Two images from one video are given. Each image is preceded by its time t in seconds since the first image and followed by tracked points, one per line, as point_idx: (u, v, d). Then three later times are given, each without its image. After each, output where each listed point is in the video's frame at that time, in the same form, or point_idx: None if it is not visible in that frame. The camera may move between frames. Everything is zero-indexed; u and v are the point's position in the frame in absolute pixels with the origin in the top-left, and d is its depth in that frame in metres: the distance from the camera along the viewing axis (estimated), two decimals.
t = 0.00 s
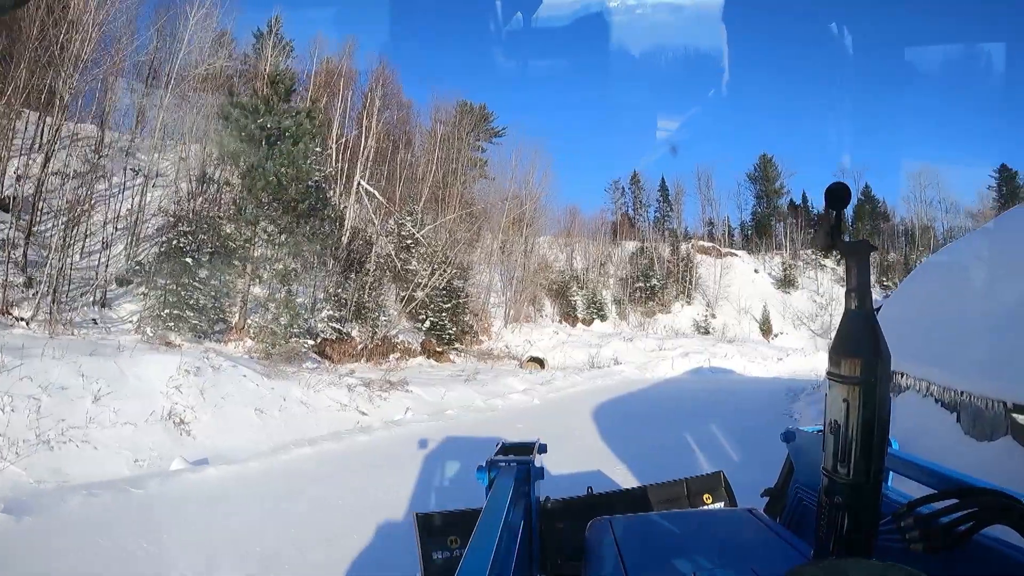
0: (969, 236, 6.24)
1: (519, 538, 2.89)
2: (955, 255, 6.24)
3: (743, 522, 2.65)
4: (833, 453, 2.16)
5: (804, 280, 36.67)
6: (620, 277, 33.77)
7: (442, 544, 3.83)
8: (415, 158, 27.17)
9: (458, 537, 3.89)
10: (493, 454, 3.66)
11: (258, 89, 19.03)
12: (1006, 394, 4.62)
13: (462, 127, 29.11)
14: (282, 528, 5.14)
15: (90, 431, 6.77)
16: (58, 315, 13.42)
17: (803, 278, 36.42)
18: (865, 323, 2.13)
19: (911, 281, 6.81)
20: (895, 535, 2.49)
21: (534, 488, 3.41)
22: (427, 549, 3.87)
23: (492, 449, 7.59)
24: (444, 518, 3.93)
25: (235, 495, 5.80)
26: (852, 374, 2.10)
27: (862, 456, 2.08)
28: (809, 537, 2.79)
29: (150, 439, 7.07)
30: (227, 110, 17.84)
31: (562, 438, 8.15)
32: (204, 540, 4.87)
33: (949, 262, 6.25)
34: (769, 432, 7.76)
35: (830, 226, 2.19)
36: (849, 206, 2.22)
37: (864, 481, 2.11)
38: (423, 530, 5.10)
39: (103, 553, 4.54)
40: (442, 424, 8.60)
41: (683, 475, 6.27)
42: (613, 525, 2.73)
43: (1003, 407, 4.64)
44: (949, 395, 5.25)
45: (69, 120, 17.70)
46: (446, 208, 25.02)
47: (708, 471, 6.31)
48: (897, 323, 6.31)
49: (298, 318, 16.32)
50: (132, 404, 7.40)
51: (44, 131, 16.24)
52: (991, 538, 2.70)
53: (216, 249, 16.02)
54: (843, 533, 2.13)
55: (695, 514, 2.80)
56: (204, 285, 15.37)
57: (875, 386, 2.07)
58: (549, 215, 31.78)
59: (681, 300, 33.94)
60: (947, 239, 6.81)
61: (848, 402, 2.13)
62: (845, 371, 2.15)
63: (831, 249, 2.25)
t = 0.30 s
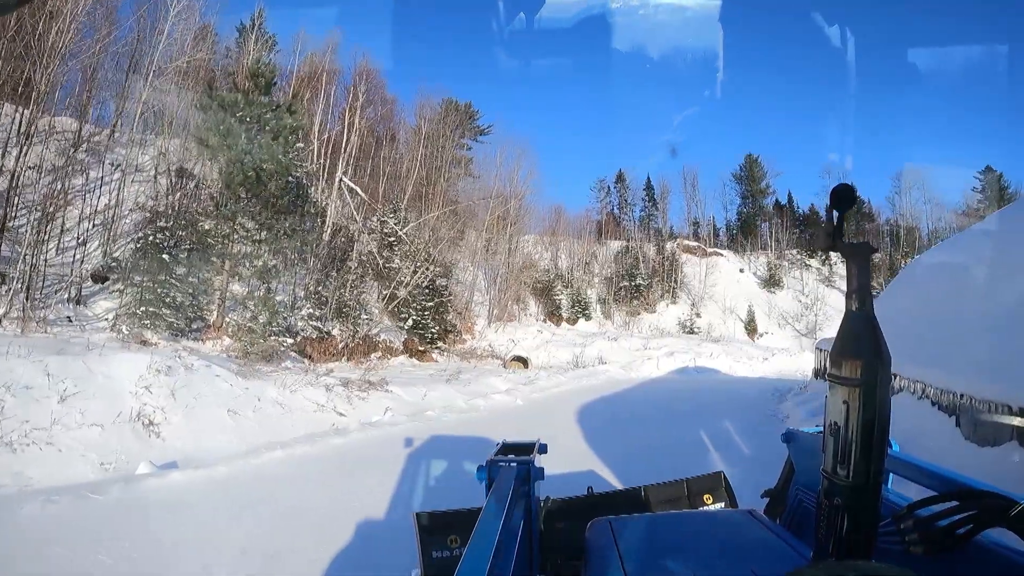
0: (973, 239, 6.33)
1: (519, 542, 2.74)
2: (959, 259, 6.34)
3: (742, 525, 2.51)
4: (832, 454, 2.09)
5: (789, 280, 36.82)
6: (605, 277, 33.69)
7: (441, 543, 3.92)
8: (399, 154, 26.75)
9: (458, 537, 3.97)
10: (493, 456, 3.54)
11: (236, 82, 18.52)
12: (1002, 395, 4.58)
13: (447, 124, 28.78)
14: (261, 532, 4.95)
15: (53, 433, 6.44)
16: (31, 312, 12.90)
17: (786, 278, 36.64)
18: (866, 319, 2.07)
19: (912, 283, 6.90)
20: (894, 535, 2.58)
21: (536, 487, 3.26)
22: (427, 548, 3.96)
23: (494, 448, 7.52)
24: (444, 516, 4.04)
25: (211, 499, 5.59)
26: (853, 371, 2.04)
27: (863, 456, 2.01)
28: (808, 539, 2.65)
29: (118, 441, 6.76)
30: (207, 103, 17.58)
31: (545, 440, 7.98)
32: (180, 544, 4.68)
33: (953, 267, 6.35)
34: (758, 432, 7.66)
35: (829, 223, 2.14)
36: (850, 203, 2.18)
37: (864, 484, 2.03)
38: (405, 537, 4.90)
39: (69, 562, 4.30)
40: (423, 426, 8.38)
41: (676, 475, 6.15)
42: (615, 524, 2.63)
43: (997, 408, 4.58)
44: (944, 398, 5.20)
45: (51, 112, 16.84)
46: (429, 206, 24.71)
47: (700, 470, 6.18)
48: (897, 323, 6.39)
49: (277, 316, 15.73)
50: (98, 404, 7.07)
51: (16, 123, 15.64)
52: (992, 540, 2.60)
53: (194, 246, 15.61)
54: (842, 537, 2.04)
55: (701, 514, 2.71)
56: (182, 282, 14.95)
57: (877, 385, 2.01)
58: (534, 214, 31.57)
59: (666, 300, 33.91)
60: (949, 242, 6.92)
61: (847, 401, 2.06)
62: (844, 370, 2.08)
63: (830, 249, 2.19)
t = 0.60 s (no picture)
0: (973, 232, 6.23)
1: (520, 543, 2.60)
2: (961, 252, 6.24)
3: (740, 526, 2.44)
4: (832, 454, 1.94)
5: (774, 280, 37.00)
6: (589, 276, 33.65)
7: (441, 543, 3.80)
8: (384, 151, 26.40)
9: (458, 536, 3.85)
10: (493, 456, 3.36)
11: (216, 74, 18.08)
12: (997, 398, 4.49)
13: (432, 121, 28.50)
14: (234, 538, 4.77)
15: (15, 434, 6.10)
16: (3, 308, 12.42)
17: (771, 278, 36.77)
18: (867, 317, 1.91)
19: (917, 277, 6.80)
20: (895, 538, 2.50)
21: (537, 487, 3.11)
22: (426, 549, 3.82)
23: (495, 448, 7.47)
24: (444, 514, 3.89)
25: (182, 504, 5.37)
26: (854, 373, 1.88)
27: (865, 458, 1.85)
28: (808, 540, 2.61)
29: (84, 443, 6.46)
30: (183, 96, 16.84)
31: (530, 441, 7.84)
32: (145, 552, 4.48)
33: (955, 262, 6.25)
34: (748, 433, 7.53)
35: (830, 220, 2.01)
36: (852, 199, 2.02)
37: (867, 487, 1.86)
38: (382, 545, 4.70)
39: (27, 570, 4.05)
40: (402, 428, 8.17)
41: (668, 476, 6.01)
42: (617, 527, 2.51)
43: (993, 411, 4.51)
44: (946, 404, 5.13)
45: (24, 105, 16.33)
46: (413, 203, 24.43)
47: (696, 471, 6.06)
48: (903, 323, 6.33)
49: (256, 314, 15.59)
50: (63, 403, 6.75)
51: None
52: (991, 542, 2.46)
53: (172, 242, 15.17)
54: (843, 540, 1.88)
55: (703, 515, 2.65)
56: (159, 278, 14.48)
57: (879, 385, 1.84)
58: (518, 212, 31.41)
59: (651, 299, 33.95)
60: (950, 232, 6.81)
61: (849, 402, 1.90)
62: (846, 369, 1.93)
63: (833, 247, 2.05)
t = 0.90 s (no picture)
0: (977, 226, 6.14)
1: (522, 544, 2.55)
2: (964, 247, 6.17)
3: (742, 525, 2.38)
4: (832, 454, 1.79)
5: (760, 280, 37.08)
6: (574, 274, 33.58)
7: (442, 542, 3.65)
8: (368, 147, 26.05)
9: (459, 535, 3.69)
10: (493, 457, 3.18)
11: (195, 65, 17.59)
12: (998, 399, 4.42)
13: (418, 118, 28.18)
14: (209, 543, 4.60)
15: None
16: None
17: (756, 278, 36.90)
18: (868, 315, 1.77)
19: (918, 271, 6.74)
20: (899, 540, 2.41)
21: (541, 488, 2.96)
22: (426, 548, 3.66)
23: (496, 449, 7.33)
24: (447, 512, 3.73)
25: (154, 508, 5.17)
26: (854, 372, 1.72)
27: (867, 458, 1.69)
28: (808, 540, 2.48)
29: (47, 445, 6.15)
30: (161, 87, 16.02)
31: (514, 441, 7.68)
32: (129, 554, 4.37)
33: (959, 257, 6.18)
34: (738, 433, 7.44)
35: (832, 225, 1.92)
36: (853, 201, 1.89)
37: (870, 489, 1.70)
38: (358, 551, 4.50)
39: None
40: (381, 428, 7.96)
41: (662, 476, 5.91)
42: (617, 529, 2.45)
43: (993, 412, 4.44)
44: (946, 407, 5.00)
45: None
46: (396, 200, 24.13)
47: (696, 471, 5.96)
48: (904, 317, 6.27)
49: (234, 311, 15.17)
50: (26, 403, 6.43)
51: None
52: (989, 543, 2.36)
53: (148, 238, 14.70)
54: (844, 542, 1.71)
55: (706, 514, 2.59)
56: (135, 275, 14.01)
57: (884, 384, 1.69)
58: (502, 210, 31.19)
59: (636, 298, 33.94)
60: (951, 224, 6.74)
61: (850, 402, 1.75)
62: (847, 368, 1.77)
63: (832, 251, 1.93)
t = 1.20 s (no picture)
0: (981, 226, 6.05)
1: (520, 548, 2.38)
2: (967, 247, 6.07)
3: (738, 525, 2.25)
4: (830, 454, 1.66)
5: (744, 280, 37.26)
6: (558, 273, 33.52)
7: (440, 542, 3.47)
8: (350, 144, 25.69)
9: (458, 535, 3.52)
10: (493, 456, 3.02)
11: (173, 57, 17.17)
12: (993, 402, 4.32)
13: (402, 115, 27.87)
14: (194, 544, 4.51)
15: None
16: None
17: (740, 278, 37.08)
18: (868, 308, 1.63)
19: (919, 270, 6.66)
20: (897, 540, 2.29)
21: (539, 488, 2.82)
22: (424, 546, 3.49)
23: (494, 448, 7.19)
24: (447, 511, 3.56)
25: (129, 513, 4.99)
26: (853, 368, 1.58)
27: (868, 457, 1.56)
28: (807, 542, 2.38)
29: (5, 447, 5.83)
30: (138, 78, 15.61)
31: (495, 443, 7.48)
32: (125, 553, 4.34)
33: (960, 257, 6.10)
34: (729, 434, 7.34)
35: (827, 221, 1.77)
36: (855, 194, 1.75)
37: (871, 488, 1.57)
38: (338, 557, 4.31)
39: None
40: (358, 430, 7.74)
41: (660, 477, 5.79)
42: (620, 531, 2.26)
43: (993, 413, 4.28)
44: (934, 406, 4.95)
45: None
46: (379, 197, 23.83)
47: (695, 471, 5.85)
48: (900, 314, 6.20)
49: (212, 309, 14.72)
50: None
51: None
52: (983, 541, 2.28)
53: (123, 234, 14.27)
54: (842, 541, 1.58)
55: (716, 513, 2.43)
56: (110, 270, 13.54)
57: (883, 382, 1.56)
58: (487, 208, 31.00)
59: (620, 298, 33.93)
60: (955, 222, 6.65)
61: (848, 402, 1.62)
62: (844, 367, 1.65)
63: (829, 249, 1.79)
